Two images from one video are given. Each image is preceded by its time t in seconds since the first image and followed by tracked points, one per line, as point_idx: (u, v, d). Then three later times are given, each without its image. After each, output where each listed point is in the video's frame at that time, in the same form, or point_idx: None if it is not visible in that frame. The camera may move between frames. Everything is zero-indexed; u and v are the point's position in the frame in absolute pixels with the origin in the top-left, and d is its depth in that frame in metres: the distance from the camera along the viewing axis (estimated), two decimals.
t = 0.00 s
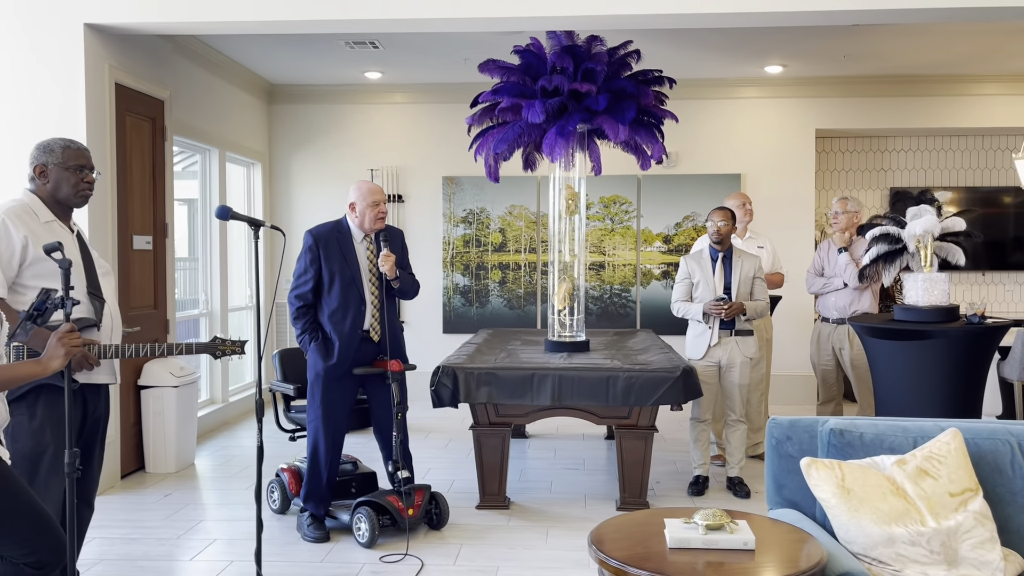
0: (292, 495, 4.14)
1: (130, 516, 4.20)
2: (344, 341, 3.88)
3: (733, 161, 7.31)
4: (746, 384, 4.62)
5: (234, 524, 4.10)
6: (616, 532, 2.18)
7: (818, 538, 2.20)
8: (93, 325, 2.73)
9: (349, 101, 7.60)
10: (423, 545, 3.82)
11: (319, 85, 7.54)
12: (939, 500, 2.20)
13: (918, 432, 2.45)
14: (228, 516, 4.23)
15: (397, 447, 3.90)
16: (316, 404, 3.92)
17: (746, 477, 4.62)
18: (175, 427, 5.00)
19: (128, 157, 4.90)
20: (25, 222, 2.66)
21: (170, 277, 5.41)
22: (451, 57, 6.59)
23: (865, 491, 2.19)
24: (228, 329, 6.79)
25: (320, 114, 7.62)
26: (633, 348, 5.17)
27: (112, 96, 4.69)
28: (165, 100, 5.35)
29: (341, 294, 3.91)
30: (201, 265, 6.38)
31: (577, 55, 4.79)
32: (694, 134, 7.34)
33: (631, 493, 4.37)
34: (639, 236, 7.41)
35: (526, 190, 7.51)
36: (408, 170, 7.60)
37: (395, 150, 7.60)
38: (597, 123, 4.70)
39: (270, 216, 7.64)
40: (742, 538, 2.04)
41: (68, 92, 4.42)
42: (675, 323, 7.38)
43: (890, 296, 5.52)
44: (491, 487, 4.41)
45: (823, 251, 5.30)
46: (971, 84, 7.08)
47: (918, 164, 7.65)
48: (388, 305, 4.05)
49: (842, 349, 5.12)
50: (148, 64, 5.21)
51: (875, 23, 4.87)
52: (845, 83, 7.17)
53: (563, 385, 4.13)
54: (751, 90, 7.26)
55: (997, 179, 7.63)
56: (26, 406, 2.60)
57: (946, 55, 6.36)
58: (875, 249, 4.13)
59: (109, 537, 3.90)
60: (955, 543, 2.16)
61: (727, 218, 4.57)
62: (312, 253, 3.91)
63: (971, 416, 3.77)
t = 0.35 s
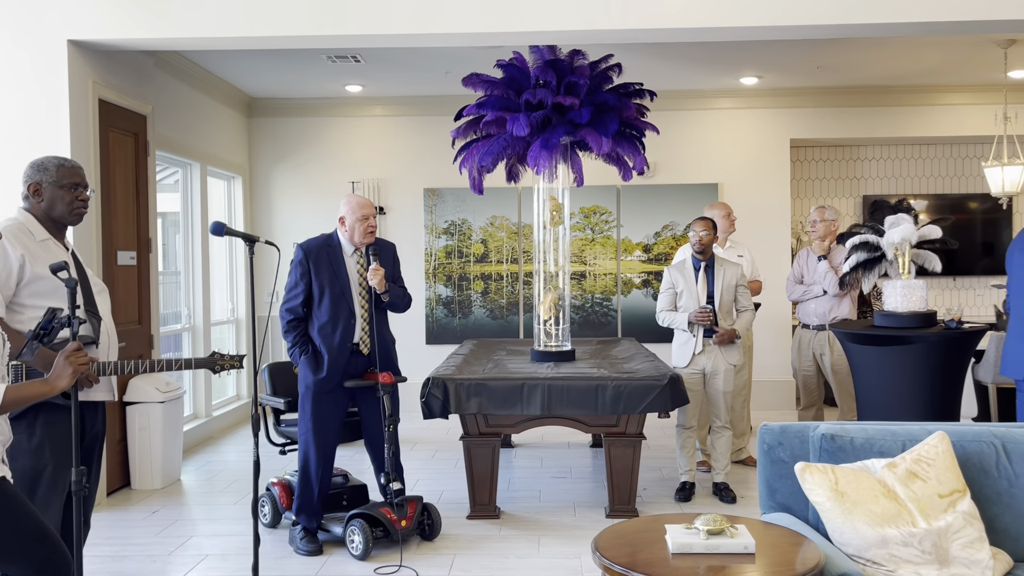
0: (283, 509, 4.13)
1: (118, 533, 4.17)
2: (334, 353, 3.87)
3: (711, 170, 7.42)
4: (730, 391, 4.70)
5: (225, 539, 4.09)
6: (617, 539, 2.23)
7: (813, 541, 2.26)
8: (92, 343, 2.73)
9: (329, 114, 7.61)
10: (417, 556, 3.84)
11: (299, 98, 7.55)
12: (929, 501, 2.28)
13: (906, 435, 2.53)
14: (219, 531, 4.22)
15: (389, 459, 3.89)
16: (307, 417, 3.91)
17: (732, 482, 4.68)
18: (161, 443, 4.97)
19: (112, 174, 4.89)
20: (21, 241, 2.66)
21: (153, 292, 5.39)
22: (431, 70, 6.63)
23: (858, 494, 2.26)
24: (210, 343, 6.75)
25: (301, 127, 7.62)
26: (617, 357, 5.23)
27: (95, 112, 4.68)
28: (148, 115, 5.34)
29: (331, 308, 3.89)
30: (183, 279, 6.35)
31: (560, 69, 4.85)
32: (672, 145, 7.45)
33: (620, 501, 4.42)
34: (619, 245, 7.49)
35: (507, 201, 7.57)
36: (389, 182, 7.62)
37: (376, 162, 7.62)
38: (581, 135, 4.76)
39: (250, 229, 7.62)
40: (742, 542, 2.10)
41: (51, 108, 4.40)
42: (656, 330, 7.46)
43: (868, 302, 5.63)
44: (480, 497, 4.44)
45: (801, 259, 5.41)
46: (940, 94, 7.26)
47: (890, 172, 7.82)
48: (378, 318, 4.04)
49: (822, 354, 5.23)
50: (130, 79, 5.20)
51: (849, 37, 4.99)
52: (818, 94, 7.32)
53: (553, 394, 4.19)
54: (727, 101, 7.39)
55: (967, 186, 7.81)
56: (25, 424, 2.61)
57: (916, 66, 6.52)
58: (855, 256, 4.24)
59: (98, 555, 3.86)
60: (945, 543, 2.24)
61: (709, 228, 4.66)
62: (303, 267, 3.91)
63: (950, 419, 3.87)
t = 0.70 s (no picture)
0: (255, 518, 4.10)
1: (88, 545, 4.12)
2: (304, 361, 3.85)
3: (681, 177, 7.51)
4: (699, 395, 4.77)
5: (196, 550, 4.06)
6: (588, 540, 2.25)
7: (779, 539, 2.31)
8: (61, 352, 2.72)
9: (300, 121, 7.59)
10: (391, 563, 3.84)
11: (269, 105, 7.52)
12: (891, 499, 2.33)
13: (869, 435, 2.59)
14: (190, 541, 4.18)
15: (362, 466, 3.88)
16: (278, 426, 3.89)
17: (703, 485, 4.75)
18: (130, 453, 4.92)
19: (80, 183, 4.84)
20: None
21: (122, 301, 5.34)
22: (403, 78, 6.65)
23: (822, 492, 2.31)
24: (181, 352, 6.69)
25: (271, 134, 7.60)
26: (589, 362, 5.27)
27: (62, 120, 4.63)
28: (115, 123, 5.30)
29: (301, 315, 3.88)
30: (153, 287, 6.30)
31: (530, 77, 4.89)
32: (642, 152, 7.53)
33: (593, 504, 4.46)
34: (590, 252, 7.55)
35: (479, 208, 7.60)
36: (360, 190, 7.62)
37: (347, 169, 7.61)
38: (552, 142, 4.81)
39: (220, 237, 7.57)
40: (710, 541, 2.14)
41: (16, 116, 4.36)
42: (628, 336, 7.52)
43: (834, 306, 5.74)
44: (454, 503, 4.46)
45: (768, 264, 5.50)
46: (902, 102, 7.42)
47: (855, 178, 7.97)
48: (349, 325, 4.03)
49: (790, 358, 5.31)
50: (98, 87, 5.16)
51: (813, 46, 5.09)
52: (784, 101, 7.45)
53: (525, 399, 4.21)
54: (696, 108, 7.48)
55: (929, 192, 7.98)
56: None
57: (879, 74, 6.67)
58: (820, 261, 4.35)
59: (67, 568, 3.82)
60: (907, 539, 2.29)
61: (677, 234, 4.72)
62: (273, 274, 3.90)
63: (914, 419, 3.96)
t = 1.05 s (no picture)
0: (224, 516, 4.13)
1: (56, 546, 4.12)
2: (270, 360, 3.88)
3: (650, 177, 7.61)
4: (665, 391, 4.85)
5: (165, 549, 4.07)
6: (547, 532, 2.32)
7: (732, 529, 2.38)
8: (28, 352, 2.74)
9: (271, 121, 7.59)
10: (360, 559, 3.89)
11: (240, 106, 7.51)
12: (839, 488, 2.42)
13: (819, 428, 2.69)
14: (159, 541, 4.20)
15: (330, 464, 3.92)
16: (245, 425, 3.92)
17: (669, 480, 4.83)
18: (99, 454, 4.91)
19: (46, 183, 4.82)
20: None
21: (90, 301, 5.32)
22: (373, 78, 6.68)
23: (773, 483, 2.39)
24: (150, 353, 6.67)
25: (242, 134, 7.59)
26: (558, 360, 5.35)
27: (28, 120, 4.62)
28: (83, 122, 5.28)
29: (268, 314, 3.91)
30: (123, 288, 6.28)
31: (498, 79, 4.95)
32: (612, 153, 7.62)
33: (560, 499, 4.53)
34: (561, 251, 7.63)
35: (450, 208, 7.65)
36: (332, 190, 7.64)
37: (318, 169, 7.63)
38: (519, 143, 4.87)
39: (191, 237, 7.55)
40: (663, 530, 2.22)
41: None
42: (598, 334, 7.61)
43: (797, 304, 5.86)
44: (424, 500, 4.51)
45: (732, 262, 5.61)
46: (865, 104, 7.57)
47: (820, 178, 8.12)
48: (316, 325, 4.07)
49: (754, 355, 5.42)
50: (64, 87, 5.14)
51: (775, 50, 5.21)
52: (751, 103, 7.57)
53: (493, 397, 4.27)
54: (664, 110, 7.59)
55: (891, 192, 8.15)
56: None
57: (842, 77, 6.81)
58: (781, 260, 4.45)
59: (34, 568, 3.81)
60: (853, 527, 2.38)
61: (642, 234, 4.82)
62: (241, 274, 3.93)
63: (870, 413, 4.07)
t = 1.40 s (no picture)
0: (191, 509, 4.15)
1: (21, 540, 4.12)
2: (236, 353, 3.92)
3: (615, 174, 7.73)
4: (627, 383, 4.95)
5: (132, 542, 4.09)
6: (506, 516, 2.40)
7: (684, 511, 2.48)
8: None
9: (237, 117, 7.58)
10: (326, 549, 3.94)
11: (205, 100, 7.49)
12: (786, 472, 2.53)
13: (769, 415, 2.80)
14: (126, 534, 4.21)
15: (297, 455, 3.98)
16: (211, 417, 3.95)
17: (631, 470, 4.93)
18: (64, 449, 4.90)
19: (9, 178, 4.80)
20: None
21: (54, 296, 5.30)
22: (340, 74, 6.71)
23: (723, 467, 2.50)
24: (115, 348, 6.64)
25: (208, 129, 7.57)
26: (524, 354, 5.44)
27: None
28: (46, 117, 5.26)
29: (234, 308, 3.94)
30: (87, 283, 6.25)
31: (463, 76, 5.02)
32: (578, 149, 7.72)
33: (524, 489, 4.61)
34: (528, 247, 7.72)
35: (418, 204, 7.70)
36: (298, 185, 7.65)
37: (285, 165, 7.63)
38: (484, 140, 4.94)
39: (156, 233, 7.51)
40: (618, 512, 2.31)
41: None
42: (564, 329, 7.71)
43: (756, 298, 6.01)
44: (390, 492, 4.57)
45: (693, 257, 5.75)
46: (824, 103, 7.76)
47: (781, 175, 8.30)
48: (282, 319, 4.11)
49: (712, 348, 5.56)
50: (26, 80, 5.12)
51: (735, 50, 5.33)
52: (713, 101, 7.72)
53: (458, 389, 4.34)
54: (629, 107, 7.70)
55: (849, 190, 8.35)
56: None
57: (800, 76, 6.98)
58: (739, 255, 4.56)
59: None
60: (798, 508, 2.49)
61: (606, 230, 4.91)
62: (207, 268, 3.95)
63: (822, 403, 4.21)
